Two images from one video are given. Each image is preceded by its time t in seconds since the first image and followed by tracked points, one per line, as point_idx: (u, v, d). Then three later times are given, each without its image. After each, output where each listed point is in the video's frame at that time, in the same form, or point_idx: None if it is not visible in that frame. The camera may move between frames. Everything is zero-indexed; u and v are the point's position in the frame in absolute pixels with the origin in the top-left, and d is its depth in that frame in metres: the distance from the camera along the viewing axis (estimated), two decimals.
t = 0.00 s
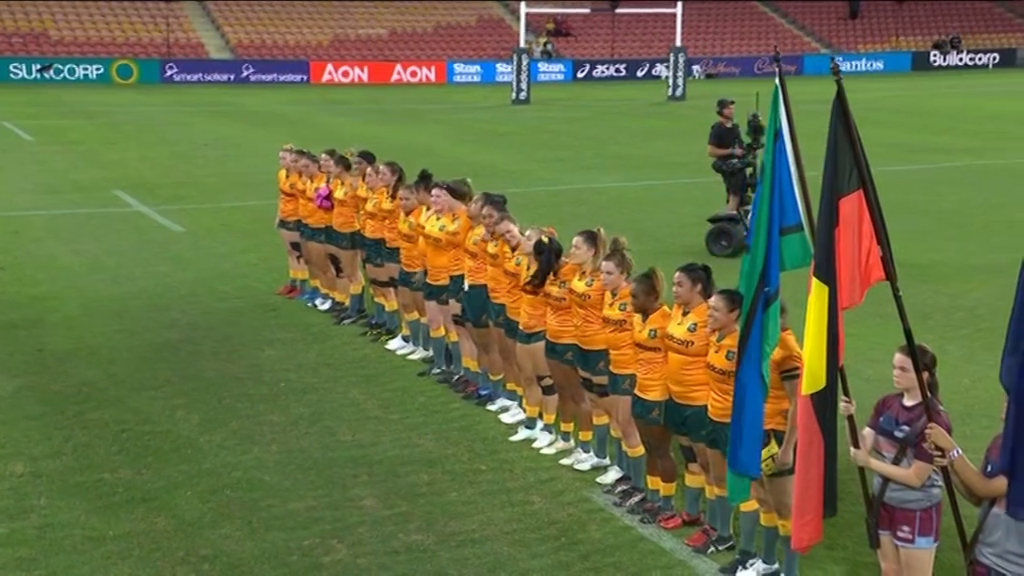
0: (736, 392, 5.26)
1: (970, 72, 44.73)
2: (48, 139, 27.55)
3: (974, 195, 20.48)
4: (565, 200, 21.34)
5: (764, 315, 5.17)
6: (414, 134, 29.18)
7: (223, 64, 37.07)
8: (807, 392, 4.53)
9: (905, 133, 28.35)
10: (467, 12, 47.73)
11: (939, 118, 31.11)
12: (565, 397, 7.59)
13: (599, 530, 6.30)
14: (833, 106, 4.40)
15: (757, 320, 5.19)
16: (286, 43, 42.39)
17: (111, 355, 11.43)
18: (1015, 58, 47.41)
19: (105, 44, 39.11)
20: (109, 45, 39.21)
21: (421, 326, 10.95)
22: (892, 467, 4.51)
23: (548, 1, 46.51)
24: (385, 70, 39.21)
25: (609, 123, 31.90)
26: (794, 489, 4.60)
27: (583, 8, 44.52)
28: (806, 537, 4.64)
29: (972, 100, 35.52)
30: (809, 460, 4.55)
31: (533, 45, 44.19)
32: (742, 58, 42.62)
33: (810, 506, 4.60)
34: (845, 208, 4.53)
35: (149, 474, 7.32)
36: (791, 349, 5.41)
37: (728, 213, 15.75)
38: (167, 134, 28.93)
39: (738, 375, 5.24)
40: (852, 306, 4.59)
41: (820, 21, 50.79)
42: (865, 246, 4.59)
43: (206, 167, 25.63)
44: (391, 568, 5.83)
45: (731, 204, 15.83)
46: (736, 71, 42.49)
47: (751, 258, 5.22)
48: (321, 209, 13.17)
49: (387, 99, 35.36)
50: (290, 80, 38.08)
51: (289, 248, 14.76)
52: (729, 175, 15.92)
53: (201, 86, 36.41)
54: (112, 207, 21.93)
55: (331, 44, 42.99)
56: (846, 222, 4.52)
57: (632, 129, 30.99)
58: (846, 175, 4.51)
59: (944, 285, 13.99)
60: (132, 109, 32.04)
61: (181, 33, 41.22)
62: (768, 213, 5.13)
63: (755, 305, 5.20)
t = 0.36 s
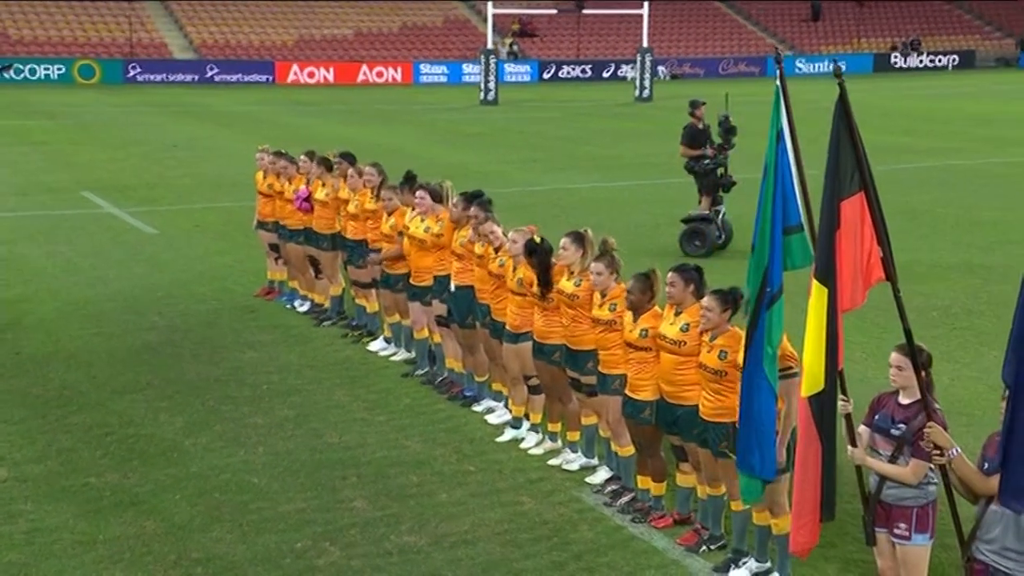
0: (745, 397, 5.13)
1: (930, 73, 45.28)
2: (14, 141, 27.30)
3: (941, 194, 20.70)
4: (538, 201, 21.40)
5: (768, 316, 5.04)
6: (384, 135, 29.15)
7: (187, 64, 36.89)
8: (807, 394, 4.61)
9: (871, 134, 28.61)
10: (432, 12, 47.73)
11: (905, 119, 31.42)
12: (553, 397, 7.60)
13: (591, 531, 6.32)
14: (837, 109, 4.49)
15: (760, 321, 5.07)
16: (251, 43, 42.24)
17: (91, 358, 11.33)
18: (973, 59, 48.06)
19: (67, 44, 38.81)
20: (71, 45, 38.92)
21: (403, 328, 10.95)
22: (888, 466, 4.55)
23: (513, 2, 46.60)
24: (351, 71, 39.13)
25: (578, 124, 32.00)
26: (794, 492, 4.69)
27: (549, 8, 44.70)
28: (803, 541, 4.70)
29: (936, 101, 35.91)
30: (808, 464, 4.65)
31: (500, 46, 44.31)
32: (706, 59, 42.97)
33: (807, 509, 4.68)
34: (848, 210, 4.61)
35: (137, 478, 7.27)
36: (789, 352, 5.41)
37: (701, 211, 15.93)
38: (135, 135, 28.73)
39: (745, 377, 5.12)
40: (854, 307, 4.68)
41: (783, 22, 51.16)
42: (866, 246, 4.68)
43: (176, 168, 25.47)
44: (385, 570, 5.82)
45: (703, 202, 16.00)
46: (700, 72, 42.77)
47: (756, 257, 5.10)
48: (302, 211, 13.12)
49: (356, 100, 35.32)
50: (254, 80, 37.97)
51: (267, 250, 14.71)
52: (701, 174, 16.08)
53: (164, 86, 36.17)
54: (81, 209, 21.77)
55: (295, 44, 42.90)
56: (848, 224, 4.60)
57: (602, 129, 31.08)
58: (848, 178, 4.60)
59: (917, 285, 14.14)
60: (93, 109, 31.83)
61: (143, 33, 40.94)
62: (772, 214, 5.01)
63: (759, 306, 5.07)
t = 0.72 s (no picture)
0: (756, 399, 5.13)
1: (894, 75, 45.74)
2: None
3: (910, 195, 20.90)
4: (513, 202, 21.42)
5: (774, 318, 5.07)
6: (356, 136, 29.12)
7: (153, 64, 36.64)
8: (812, 398, 4.68)
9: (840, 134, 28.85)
10: (401, 13, 47.61)
11: (873, 120, 31.67)
12: (544, 399, 7.61)
13: (586, 531, 6.34)
14: (840, 113, 4.60)
15: (767, 320, 5.10)
16: (217, 44, 41.98)
17: (72, 361, 11.25)
18: (937, 61, 48.52)
19: (31, 44, 38.39)
20: (35, 44, 38.50)
21: (388, 330, 10.98)
22: (887, 465, 4.59)
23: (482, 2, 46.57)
24: (319, 71, 39.03)
25: (550, 125, 32.07)
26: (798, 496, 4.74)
27: (518, 9, 44.71)
28: (805, 545, 4.77)
29: (903, 102, 36.25)
30: (811, 467, 4.69)
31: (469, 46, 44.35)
32: (674, 60, 43.12)
33: (813, 512, 4.74)
34: (853, 213, 4.70)
35: (127, 482, 7.24)
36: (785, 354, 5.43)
37: (673, 212, 16.08)
38: (106, 136, 28.51)
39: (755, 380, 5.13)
40: (859, 309, 4.76)
41: (750, 23, 51.41)
42: (871, 248, 4.78)
43: (148, 169, 25.33)
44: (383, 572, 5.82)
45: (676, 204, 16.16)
46: (669, 74, 42.90)
47: (761, 259, 5.15)
48: (284, 213, 13.10)
49: (327, 101, 35.23)
50: (223, 80, 37.81)
51: (248, 252, 14.68)
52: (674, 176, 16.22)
53: (131, 87, 35.94)
54: (54, 211, 21.58)
55: (263, 44, 42.72)
56: (853, 227, 4.69)
57: (573, 130, 31.15)
58: (851, 182, 4.70)
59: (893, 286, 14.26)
60: (61, 110, 31.56)
61: (108, 32, 40.56)
62: (776, 217, 5.03)
63: (764, 308, 5.11)
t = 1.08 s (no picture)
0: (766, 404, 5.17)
1: (865, 76, 46.10)
2: None
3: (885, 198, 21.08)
4: (492, 203, 21.45)
5: (784, 322, 5.13)
6: (333, 137, 29.09)
7: (124, 64, 36.49)
8: (825, 401, 4.72)
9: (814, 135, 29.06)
10: (373, 13, 47.51)
11: (848, 121, 31.86)
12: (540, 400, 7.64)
13: (586, 532, 6.37)
14: (853, 117, 4.74)
15: (777, 325, 5.15)
16: (189, 44, 41.81)
17: (60, 364, 11.20)
18: (907, 62, 48.83)
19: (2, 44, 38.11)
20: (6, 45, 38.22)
21: (379, 332, 11.03)
22: (892, 466, 4.64)
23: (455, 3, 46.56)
24: (293, 72, 38.98)
25: (526, 125, 32.12)
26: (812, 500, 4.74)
27: (491, 9, 44.71)
28: (820, 548, 4.78)
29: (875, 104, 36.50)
30: (827, 472, 4.70)
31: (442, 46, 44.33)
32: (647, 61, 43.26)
33: (829, 516, 4.75)
34: (865, 217, 4.81)
35: (124, 486, 7.21)
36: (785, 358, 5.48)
37: (652, 214, 16.16)
38: (82, 137, 28.35)
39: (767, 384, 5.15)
40: (868, 311, 4.87)
41: (722, 25, 51.59)
42: (882, 250, 4.92)
43: (126, 170, 25.23)
44: None
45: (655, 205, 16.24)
46: (642, 74, 43.03)
47: (768, 262, 5.33)
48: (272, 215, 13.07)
49: (302, 102, 35.15)
50: (196, 81, 37.69)
51: (234, 254, 14.64)
52: (654, 178, 16.29)
53: (103, 87, 35.74)
54: (31, 213, 21.44)
55: (235, 44, 42.59)
56: (865, 230, 4.81)
57: (550, 130, 31.21)
58: (864, 186, 4.82)
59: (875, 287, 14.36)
60: (36, 111, 31.35)
61: (79, 32, 40.32)
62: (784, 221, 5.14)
63: (774, 312, 5.17)
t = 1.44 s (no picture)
0: (771, 408, 5.23)
1: (840, 77, 46.52)
2: None
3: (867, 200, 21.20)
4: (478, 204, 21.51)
5: (794, 327, 5.20)
6: (317, 138, 29.09)
7: (100, 65, 36.46)
8: (847, 405, 4.82)
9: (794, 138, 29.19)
10: (351, 14, 47.52)
11: (828, 122, 32.07)
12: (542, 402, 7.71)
13: (593, 535, 6.41)
14: (874, 123, 4.80)
15: (786, 330, 5.22)
16: (166, 44, 41.75)
17: (55, 369, 11.18)
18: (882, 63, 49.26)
19: None
20: None
21: (375, 335, 11.08)
22: (903, 469, 4.72)
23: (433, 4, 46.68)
24: (271, 72, 39.06)
25: (508, 126, 32.15)
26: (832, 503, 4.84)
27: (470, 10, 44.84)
28: (843, 549, 4.88)
29: (854, 105, 36.67)
30: (849, 474, 4.79)
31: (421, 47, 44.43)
32: (625, 62, 43.46)
33: (849, 519, 4.86)
34: (885, 222, 4.87)
35: (128, 490, 7.22)
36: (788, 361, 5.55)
37: (639, 215, 16.25)
38: (65, 139, 28.26)
39: (773, 389, 5.22)
40: (889, 316, 4.94)
41: (699, 26, 51.86)
42: (901, 255, 4.97)
43: (110, 172, 25.17)
44: None
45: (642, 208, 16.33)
46: (619, 75, 43.27)
47: (778, 268, 5.36)
48: (266, 218, 13.07)
49: (284, 103, 35.15)
50: (174, 81, 37.70)
51: (225, 258, 14.63)
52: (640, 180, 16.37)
53: (80, 88, 35.68)
54: (15, 216, 21.36)
55: (213, 45, 42.56)
56: (886, 236, 4.87)
57: (531, 131, 31.24)
58: (885, 191, 4.87)
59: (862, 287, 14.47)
60: (18, 113, 31.23)
61: (54, 32, 40.17)
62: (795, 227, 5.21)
63: (784, 315, 5.23)
